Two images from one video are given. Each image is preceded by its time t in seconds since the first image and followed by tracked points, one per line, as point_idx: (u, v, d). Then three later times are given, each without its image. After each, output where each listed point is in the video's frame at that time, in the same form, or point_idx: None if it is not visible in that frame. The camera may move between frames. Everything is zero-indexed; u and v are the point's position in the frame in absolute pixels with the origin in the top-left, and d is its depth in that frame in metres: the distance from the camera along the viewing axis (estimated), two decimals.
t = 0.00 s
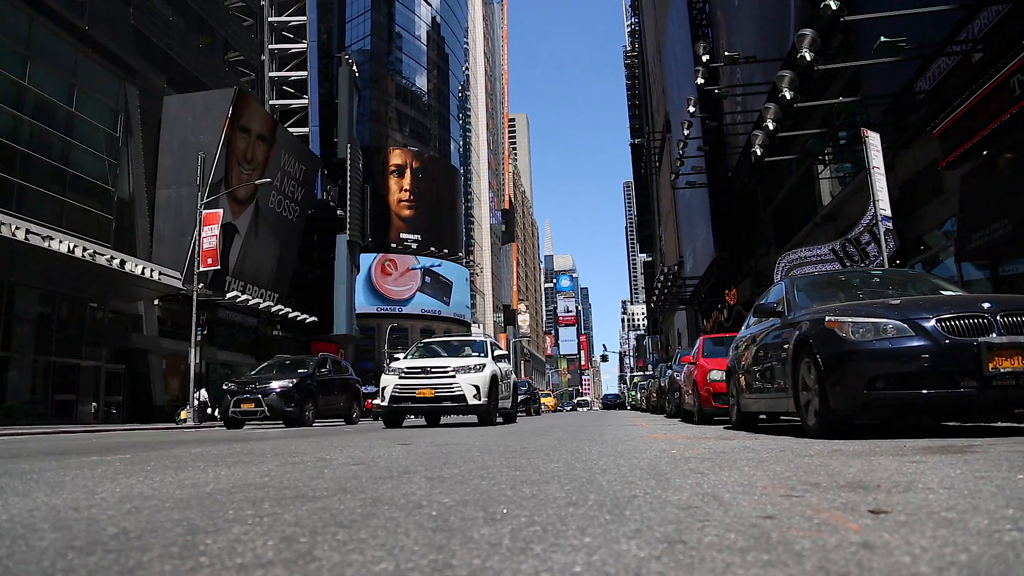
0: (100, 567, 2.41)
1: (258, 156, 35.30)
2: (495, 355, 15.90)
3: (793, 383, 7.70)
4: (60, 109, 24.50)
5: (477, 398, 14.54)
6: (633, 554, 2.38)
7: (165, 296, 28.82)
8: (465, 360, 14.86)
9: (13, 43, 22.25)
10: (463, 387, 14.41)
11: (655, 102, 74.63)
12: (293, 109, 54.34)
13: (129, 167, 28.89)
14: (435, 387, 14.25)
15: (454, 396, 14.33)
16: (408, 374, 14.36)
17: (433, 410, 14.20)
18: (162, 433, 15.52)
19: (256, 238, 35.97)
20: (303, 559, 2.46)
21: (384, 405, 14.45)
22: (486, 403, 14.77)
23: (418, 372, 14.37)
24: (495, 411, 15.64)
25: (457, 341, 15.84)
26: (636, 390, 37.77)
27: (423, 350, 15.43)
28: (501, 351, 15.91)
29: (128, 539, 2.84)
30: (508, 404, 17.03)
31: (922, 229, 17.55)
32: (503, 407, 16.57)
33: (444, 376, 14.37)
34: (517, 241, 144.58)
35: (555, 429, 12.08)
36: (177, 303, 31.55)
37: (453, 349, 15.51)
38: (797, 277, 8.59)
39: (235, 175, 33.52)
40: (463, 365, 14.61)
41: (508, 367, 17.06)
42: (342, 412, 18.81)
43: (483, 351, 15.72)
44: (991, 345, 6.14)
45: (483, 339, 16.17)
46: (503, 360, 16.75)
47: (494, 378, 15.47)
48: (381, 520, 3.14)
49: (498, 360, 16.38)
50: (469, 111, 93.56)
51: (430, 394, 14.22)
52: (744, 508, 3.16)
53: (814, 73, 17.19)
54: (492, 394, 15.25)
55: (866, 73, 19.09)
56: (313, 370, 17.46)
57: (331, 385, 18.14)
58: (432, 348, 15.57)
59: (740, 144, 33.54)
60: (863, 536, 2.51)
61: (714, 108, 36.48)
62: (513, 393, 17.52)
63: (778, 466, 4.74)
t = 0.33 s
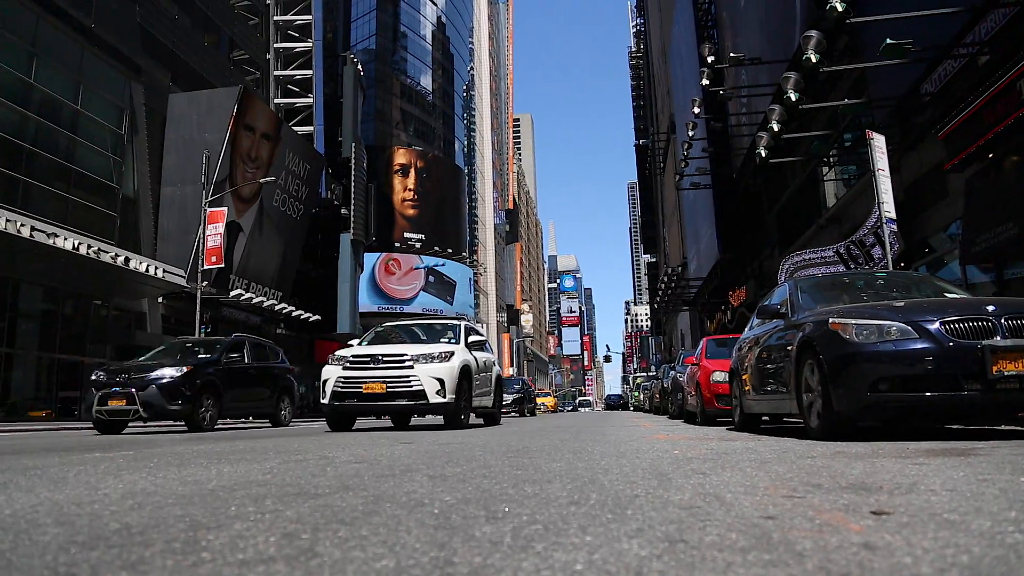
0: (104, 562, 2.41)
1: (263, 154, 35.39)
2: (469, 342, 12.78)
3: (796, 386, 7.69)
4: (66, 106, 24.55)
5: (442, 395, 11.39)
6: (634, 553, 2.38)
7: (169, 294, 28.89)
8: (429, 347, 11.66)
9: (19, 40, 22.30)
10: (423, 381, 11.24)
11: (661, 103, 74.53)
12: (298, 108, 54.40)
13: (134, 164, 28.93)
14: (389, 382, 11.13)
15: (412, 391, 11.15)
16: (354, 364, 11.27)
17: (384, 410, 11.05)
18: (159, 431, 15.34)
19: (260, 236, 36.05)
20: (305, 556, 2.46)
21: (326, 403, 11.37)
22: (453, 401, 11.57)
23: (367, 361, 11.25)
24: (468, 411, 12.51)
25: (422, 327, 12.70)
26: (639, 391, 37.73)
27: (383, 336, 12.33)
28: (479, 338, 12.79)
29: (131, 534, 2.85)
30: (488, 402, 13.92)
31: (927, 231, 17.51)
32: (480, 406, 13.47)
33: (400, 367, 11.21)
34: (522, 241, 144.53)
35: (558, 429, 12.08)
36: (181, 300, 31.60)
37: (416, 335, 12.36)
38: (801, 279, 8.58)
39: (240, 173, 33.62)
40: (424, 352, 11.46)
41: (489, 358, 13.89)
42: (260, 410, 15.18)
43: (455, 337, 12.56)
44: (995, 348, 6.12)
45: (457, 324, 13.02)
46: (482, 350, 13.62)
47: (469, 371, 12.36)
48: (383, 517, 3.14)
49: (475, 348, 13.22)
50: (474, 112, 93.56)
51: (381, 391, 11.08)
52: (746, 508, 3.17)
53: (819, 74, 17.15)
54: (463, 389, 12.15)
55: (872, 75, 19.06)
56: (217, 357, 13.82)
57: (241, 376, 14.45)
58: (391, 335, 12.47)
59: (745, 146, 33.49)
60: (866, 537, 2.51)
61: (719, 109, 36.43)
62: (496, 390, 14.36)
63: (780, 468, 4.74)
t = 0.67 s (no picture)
0: (102, 556, 2.42)
1: (266, 152, 35.49)
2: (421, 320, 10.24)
3: (798, 388, 7.68)
4: (70, 102, 24.57)
5: (373, 387, 8.88)
6: (632, 553, 2.38)
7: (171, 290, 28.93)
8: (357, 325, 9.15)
9: (24, 36, 22.31)
10: (346, 368, 8.75)
11: (665, 104, 74.48)
12: (302, 106, 54.47)
13: (137, 161, 28.97)
14: (301, 368, 8.75)
15: (329, 381, 8.70)
16: (259, 346, 8.97)
17: (294, 406, 8.67)
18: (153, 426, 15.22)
19: (263, 234, 36.12)
20: (303, 552, 2.47)
21: (222, 395, 9.07)
22: (389, 394, 9.00)
23: (274, 341, 8.91)
24: (417, 408, 9.95)
25: (364, 301, 10.18)
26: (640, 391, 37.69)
27: (310, 313, 9.93)
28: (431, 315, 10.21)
29: (131, 529, 2.86)
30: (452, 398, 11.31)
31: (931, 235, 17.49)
32: (442, 403, 10.87)
33: (315, 350, 8.81)
34: (524, 241, 144.54)
35: (558, 429, 12.06)
36: (183, 297, 31.66)
37: (354, 311, 9.92)
38: (804, 282, 8.58)
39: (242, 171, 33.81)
40: (350, 330, 9.00)
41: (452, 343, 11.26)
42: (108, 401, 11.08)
43: (403, 313, 10.01)
44: (997, 353, 6.11)
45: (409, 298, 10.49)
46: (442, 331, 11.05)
47: (418, 356, 9.79)
48: (382, 514, 3.14)
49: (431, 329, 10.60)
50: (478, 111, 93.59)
51: (290, 380, 8.71)
52: (745, 510, 3.17)
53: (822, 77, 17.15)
54: (407, 381, 9.56)
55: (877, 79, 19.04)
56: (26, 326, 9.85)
57: (71, 349, 10.41)
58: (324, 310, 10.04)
59: (749, 148, 33.48)
60: (864, 540, 2.51)
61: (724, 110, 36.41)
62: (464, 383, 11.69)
63: (780, 470, 4.74)
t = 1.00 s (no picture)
0: (109, 548, 2.43)
1: (274, 148, 35.59)
2: (339, 280, 7.49)
3: (803, 389, 7.66)
4: (79, 97, 24.65)
5: (234, 365, 6.05)
6: (636, 553, 2.38)
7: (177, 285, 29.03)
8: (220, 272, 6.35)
9: (34, 30, 22.38)
10: (188, 332, 5.90)
11: (672, 104, 74.39)
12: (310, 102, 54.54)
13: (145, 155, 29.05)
14: (120, 332, 5.91)
15: (162, 352, 5.85)
16: (69, 298, 6.13)
17: (110, 390, 5.83)
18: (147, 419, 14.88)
19: (270, 230, 36.22)
20: (307, 548, 2.47)
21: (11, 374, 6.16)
22: (263, 376, 6.18)
23: (88, 292, 6.07)
24: (321, 403, 7.16)
25: (258, 252, 7.50)
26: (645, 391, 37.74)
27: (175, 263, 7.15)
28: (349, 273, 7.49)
29: (136, 523, 2.86)
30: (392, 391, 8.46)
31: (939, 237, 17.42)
32: (373, 398, 8.03)
33: (144, 306, 5.95)
34: (530, 239, 144.65)
35: (563, 428, 12.04)
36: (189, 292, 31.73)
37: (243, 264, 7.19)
38: (810, 282, 8.56)
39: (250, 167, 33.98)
40: (205, 278, 6.19)
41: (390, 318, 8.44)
42: None
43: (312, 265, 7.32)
44: (1004, 356, 6.10)
45: (328, 253, 7.75)
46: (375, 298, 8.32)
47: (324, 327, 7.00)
48: (386, 511, 3.15)
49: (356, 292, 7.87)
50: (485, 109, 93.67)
51: (101, 353, 5.86)
52: (750, 511, 3.16)
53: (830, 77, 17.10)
54: (298, 364, 6.73)
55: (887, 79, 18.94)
56: None
57: None
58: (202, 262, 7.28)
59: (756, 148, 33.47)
60: (870, 542, 2.50)
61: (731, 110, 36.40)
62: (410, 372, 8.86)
63: (785, 471, 4.74)
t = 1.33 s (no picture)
0: (128, 552, 2.45)
1: (287, 152, 35.78)
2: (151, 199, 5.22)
3: (818, 393, 7.61)
4: (94, 103, 24.86)
5: None
6: (652, 557, 2.38)
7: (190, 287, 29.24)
8: None
9: (50, 38, 22.61)
10: None
11: (684, 106, 74.24)
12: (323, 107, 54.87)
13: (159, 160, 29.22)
14: None
15: None
16: None
17: None
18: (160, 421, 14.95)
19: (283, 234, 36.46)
20: (324, 551, 2.49)
21: None
22: None
23: None
24: (78, 395, 4.64)
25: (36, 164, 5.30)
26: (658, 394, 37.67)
27: None
28: (171, 187, 5.15)
29: (154, 526, 2.89)
30: (270, 381, 6.24)
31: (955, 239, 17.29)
32: (227, 392, 5.76)
33: None
34: (542, 243, 144.82)
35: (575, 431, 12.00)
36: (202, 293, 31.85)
37: None
38: (825, 285, 8.51)
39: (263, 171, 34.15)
40: None
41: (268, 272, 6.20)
42: None
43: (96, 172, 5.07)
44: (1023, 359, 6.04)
45: (147, 168, 5.48)
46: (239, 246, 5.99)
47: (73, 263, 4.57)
48: (402, 515, 3.16)
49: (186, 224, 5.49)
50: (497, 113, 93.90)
51: None
52: (765, 515, 3.15)
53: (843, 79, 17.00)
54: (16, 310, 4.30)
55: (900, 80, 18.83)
56: None
57: None
58: None
59: (769, 151, 33.39)
60: (886, 547, 2.49)
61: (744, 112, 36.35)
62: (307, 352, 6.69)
63: (800, 475, 4.71)
